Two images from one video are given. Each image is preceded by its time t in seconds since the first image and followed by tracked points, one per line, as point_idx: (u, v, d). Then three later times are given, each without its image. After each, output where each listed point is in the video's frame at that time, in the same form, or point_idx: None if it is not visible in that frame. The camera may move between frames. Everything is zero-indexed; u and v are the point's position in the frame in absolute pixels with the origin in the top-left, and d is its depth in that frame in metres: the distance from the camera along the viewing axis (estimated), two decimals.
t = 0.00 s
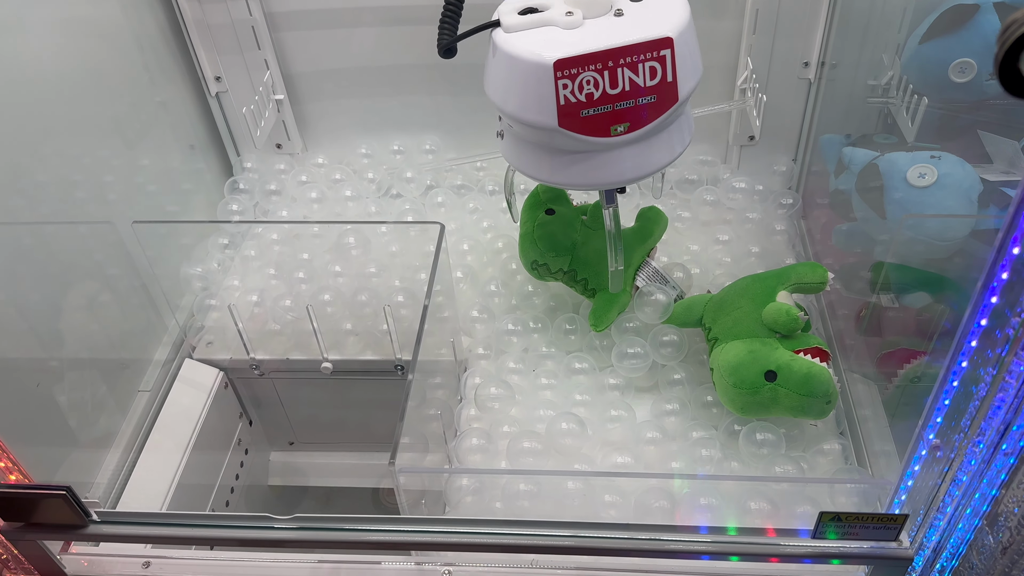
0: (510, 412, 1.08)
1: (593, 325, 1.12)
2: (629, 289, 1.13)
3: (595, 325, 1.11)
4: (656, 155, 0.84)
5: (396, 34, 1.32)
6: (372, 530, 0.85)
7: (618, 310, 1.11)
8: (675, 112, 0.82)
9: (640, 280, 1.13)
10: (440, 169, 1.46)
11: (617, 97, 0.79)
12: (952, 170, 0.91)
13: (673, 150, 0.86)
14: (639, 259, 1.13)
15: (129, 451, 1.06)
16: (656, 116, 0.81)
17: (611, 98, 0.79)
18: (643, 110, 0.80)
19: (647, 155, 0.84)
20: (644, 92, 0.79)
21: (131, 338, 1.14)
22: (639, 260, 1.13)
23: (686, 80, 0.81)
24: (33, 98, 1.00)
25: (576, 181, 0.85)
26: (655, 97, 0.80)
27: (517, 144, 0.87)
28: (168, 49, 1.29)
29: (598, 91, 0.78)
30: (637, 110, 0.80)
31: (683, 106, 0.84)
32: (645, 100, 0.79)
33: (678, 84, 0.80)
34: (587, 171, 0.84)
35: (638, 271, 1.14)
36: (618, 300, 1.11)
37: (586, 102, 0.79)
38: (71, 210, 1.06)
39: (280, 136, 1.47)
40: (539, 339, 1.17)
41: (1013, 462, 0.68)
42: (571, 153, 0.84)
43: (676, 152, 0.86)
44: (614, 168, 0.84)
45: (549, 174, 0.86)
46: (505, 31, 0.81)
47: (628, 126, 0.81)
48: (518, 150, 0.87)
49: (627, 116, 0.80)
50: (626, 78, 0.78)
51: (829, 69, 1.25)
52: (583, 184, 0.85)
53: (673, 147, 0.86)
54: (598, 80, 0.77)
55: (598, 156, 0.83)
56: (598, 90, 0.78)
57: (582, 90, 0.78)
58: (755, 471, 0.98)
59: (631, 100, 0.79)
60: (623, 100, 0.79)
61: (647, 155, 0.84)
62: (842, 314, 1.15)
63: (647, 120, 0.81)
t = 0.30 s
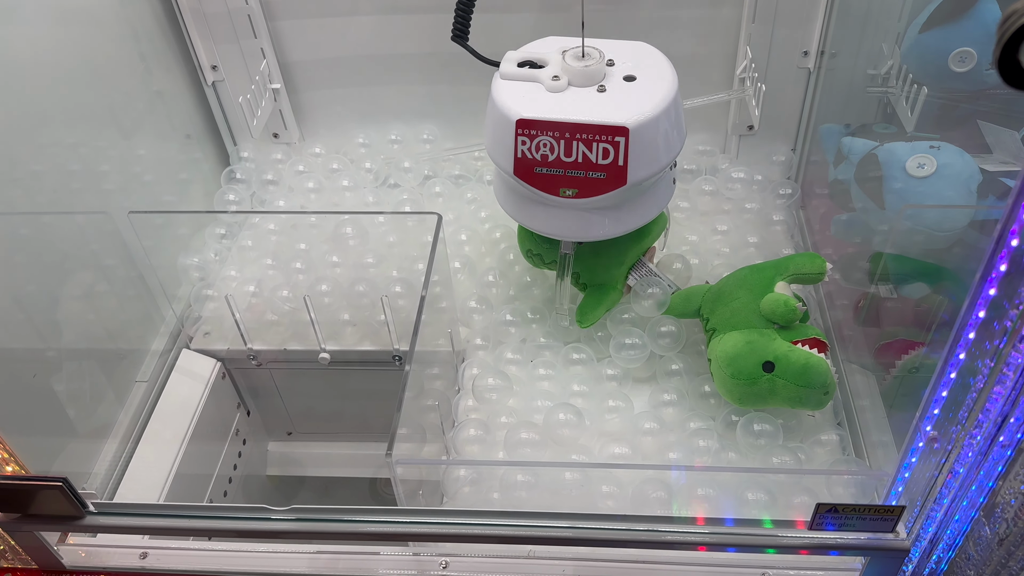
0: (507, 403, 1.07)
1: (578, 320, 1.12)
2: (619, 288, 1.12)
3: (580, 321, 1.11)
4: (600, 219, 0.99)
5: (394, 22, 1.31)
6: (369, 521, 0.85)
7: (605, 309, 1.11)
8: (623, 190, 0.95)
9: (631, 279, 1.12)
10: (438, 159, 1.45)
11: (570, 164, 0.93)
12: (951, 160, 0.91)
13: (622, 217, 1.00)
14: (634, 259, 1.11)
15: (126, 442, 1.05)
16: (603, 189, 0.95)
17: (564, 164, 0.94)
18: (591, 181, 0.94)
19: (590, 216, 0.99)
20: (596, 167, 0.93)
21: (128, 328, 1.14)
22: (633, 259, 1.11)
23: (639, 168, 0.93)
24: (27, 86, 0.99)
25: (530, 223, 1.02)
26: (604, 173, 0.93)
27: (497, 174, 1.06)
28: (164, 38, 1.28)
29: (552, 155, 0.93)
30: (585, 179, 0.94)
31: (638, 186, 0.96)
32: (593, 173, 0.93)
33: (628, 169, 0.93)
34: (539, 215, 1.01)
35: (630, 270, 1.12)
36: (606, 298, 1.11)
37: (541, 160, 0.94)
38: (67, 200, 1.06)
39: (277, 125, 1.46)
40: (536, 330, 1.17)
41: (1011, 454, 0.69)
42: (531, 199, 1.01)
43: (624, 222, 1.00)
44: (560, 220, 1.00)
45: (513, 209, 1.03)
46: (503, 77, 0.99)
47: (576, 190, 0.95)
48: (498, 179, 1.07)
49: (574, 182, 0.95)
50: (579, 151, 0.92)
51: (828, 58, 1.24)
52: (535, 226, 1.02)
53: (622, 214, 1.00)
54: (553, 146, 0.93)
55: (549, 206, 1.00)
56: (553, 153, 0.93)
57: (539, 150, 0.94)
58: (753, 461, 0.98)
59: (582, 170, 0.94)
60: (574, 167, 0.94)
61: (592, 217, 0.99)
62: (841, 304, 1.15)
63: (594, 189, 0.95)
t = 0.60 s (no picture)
0: (507, 398, 1.08)
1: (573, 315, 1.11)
2: (618, 287, 1.11)
3: (575, 316, 1.11)
4: (608, 256, 1.01)
5: (394, 17, 1.31)
6: (369, 515, 0.85)
7: (600, 308, 1.10)
8: (634, 236, 0.97)
9: (630, 279, 1.11)
10: (437, 154, 1.45)
11: (586, 207, 0.95)
12: (950, 156, 0.91)
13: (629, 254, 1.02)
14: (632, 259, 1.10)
15: (126, 436, 1.06)
16: (615, 234, 0.96)
17: (580, 207, 0.95)
18: (604, 225, 0.96)
19: (600, 254, 1.02)
20: (611, 214, 0.94)
21: (127, 323, 1.14)
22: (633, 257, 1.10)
23: (652, 218, 0.95)
24: (26, 79, 0.99)
25: (540, 251, 1.04)
26: (618, 221, 0.95)
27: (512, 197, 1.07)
28: (163, 32, 1.28)
29: (569, 197, 0.94)
30: (598, 223, 0.96)
31: (647, 232, 0.98)
32: (607, 219, 0.94)
33: (642, 219, 0.94)
34: (550, 247, 1.03)
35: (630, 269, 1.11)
36: (602, 297, 1.10)
37: (557, 200, 0.95)
38: (66, 194, 1.05)
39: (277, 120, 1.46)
40: (535, 325, 1.17)
41: (1010, 449, 0.69)
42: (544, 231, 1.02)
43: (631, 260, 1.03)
44: (570, 255, 1.02)
45: (526, 236, 1.05)
46: (527, 106, 0.99)
47: (588, 232, 0.97)
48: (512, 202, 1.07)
49: (587, 225, 0.96)
50: (597, 198, 0.93)
51: (828, 53, 1.24)
52: (544, 256, 1.04)
53: (629, 252, 1.02)
54: (572, 189, 0.93)
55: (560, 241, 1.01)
56: (570, 196, 0.94)
57: (557, 191, 0.94)
58: (752, 456, 0.98)
59: (596, 215, 0.95)
60: (590, 212, 0.95)
61: (600, 255, 1.01)
62: (840, 301, 1.15)
63: (606, 233, 0.96)
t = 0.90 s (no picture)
0: (507, 396, 1.08)
1: (570, 312, 1.12)
2: (614, 284, 1.13)
3: (571, 312, 1.11)
4: (609, 240, 1.02)
5: (395, 15, 1.31)
6: (370, 511, 0.85)
7: (597, 303, 1.10)
8: (635, 217, 0.97)
9: (627, 275, 1.13)
10: (438, 152, 1.45)
11: (588, 187, 0.95)
12: (950, 155, 0.91)
13: (630, 239, 1.03)
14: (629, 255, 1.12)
15: (127, 433, 1.07)
16: (617, 214, 0.96)
17: (582, 187, 0.95)
18: (606, 206, 0.96)
19: (600, 237, 1.02)
20: (612, 192, 0.95)
21: (128, 319, 1.14)
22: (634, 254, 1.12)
23: (654, 198, 0.95)
24: (28, 76, 0.99)
25: (542, 237, 1.04)
26: (620, 200, 0.95)
27: (512, 185, 1.07)
28: (164, 29, 1.28)
29: (572, 177, 0.95)
30: (600, 203, 0.96)
31: (648, 214, 0.99)
32: (609, 198, 0.95)
33: (644, 198, 0.94)
34: (551, 232, 1.03)
35: (628, 266, 1.13)
36: (598, 292, 1.11)
37: (559, 180, 0.95)
38: (68, 191, 1.06)
39: (278, 118, 1.46)
40: (535, 323, 1.18)
41: (1006, 446, 0.69)
42: (545, 215, 1.02)
43: (631, 245, 1.03)
44: (571, 238, 1.02)
45: (526, 224, 1.05)
46: (526, 92, 1.00)
47: (590, 213, 0.97)
48: (512, 191, 1.08)
49: (589, 205, 0.96)
50: (599, 176, 0.94)
51: (828, 52, 1.24)
52: (545, 241, 1.04)
53: (630, 237, 1.02)
54: (574, 168, 0.94)
55: (561, 224, 1.02)
56: (572, 176, 0.95)
57: (559, 171, 0.95)
58: (752, 453, 0.99)
59: (598, 194, 0.95)
60: (592, 191, 0.95)
61: (600, 238, 1.01)
62: (839, 299, 1.15)
63: (608, 214, 0.96)
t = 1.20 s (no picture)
0: (505, 394, 1.08)
1: (567, 310, 1.13)
2: (612, 284, 1.14)
3: (569, 310, 1.13)
4: (610, 236, 1.02)
5: (394, 15, 1.31)
6: (368, 507, 0.86)
7: (594, 303, 1.12)
8: (637, 213, 0.98)
9: (624, 275, 1.13)
10: (437, 151, 1.46)
11: (590, 183, 0.95)
12: (946, 154, 0.92)
13: (630, 235, 1.03)
14: (628, 254, 1.13)
15: (125, 430, 1.06)
16: (619, 210, 0.97)
17: (583, 183, 0.95)
18: (608, 202, 0.96)
19: (601, 234, 1.02)
20: (614, 188, 0.95)
21: (127, 317, 1.14)
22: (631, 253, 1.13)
23: (655, 192, 0.95)
24: (28, 73, 1.00)
25: (543, 234, 1.04)
26: (622, 195, 0.95)
27: (512, 184, 1.08)
28: (164, 28, 1.28)
29: (573, 173, 0.95)
30: (602, 200, 0.96)
31: (649, 210, 0.99)
32: (611, 194, 0.95)
33: (645, 193, 0.95)
34: (553, 228, 1.03)
35: (625, 265, 1.13)
36: (595, 292, 1.13)
37: (561, 177, 0.96)
38: (67, 189, 1.06)
39: (277, 117, 1.47)
40: (532, 321, 1.18)
41: (999, 442, 0.70)
42: (546, 213, 1.03)
43: (632, 241, 1.03)
44: (573, 234, 1.02)
45: (527, 222, 1.05)
46: (525, 91, 1.00)
47: (592, 209, 0.97)
48: (512, 189, 1.08)
49: (591, 202, 0.97)
50: (601, 172, 0.94)
51: (825, 52, 1.25)
52: (546, 239, 1.04)
53: (630, 232, 1.03)
54: (575, 164, 0.94)
55: (563, 221, 1.02)
56: (573, 172, 0.95)
57: (561, 168, 0.95)
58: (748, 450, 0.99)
59: (600, 191, 0.95)
60: (593, 187, 0.95)
61: (602, 234, 1.02)
62: (836, 298, 1.15)
63: (609, 210, 0.97)
